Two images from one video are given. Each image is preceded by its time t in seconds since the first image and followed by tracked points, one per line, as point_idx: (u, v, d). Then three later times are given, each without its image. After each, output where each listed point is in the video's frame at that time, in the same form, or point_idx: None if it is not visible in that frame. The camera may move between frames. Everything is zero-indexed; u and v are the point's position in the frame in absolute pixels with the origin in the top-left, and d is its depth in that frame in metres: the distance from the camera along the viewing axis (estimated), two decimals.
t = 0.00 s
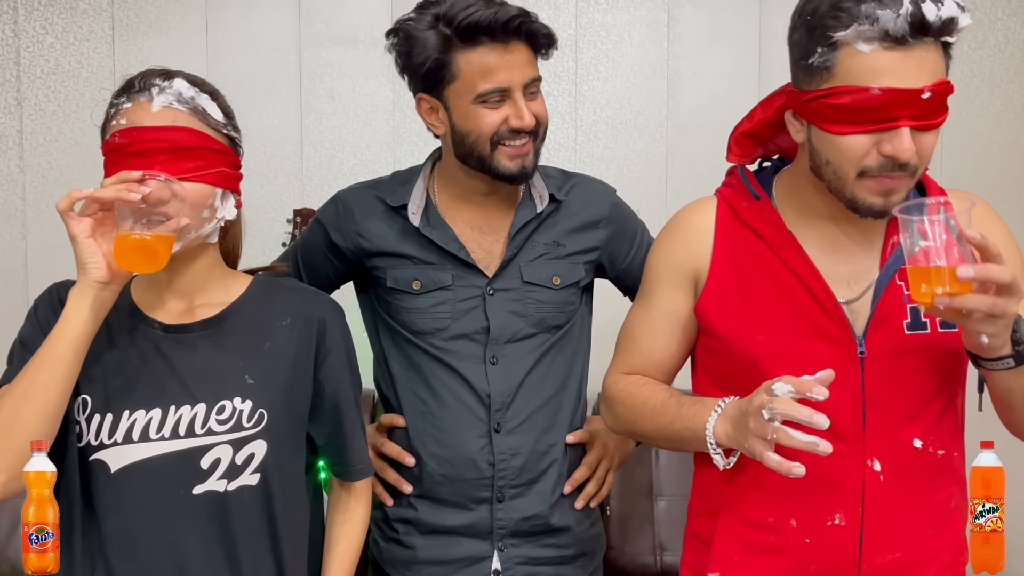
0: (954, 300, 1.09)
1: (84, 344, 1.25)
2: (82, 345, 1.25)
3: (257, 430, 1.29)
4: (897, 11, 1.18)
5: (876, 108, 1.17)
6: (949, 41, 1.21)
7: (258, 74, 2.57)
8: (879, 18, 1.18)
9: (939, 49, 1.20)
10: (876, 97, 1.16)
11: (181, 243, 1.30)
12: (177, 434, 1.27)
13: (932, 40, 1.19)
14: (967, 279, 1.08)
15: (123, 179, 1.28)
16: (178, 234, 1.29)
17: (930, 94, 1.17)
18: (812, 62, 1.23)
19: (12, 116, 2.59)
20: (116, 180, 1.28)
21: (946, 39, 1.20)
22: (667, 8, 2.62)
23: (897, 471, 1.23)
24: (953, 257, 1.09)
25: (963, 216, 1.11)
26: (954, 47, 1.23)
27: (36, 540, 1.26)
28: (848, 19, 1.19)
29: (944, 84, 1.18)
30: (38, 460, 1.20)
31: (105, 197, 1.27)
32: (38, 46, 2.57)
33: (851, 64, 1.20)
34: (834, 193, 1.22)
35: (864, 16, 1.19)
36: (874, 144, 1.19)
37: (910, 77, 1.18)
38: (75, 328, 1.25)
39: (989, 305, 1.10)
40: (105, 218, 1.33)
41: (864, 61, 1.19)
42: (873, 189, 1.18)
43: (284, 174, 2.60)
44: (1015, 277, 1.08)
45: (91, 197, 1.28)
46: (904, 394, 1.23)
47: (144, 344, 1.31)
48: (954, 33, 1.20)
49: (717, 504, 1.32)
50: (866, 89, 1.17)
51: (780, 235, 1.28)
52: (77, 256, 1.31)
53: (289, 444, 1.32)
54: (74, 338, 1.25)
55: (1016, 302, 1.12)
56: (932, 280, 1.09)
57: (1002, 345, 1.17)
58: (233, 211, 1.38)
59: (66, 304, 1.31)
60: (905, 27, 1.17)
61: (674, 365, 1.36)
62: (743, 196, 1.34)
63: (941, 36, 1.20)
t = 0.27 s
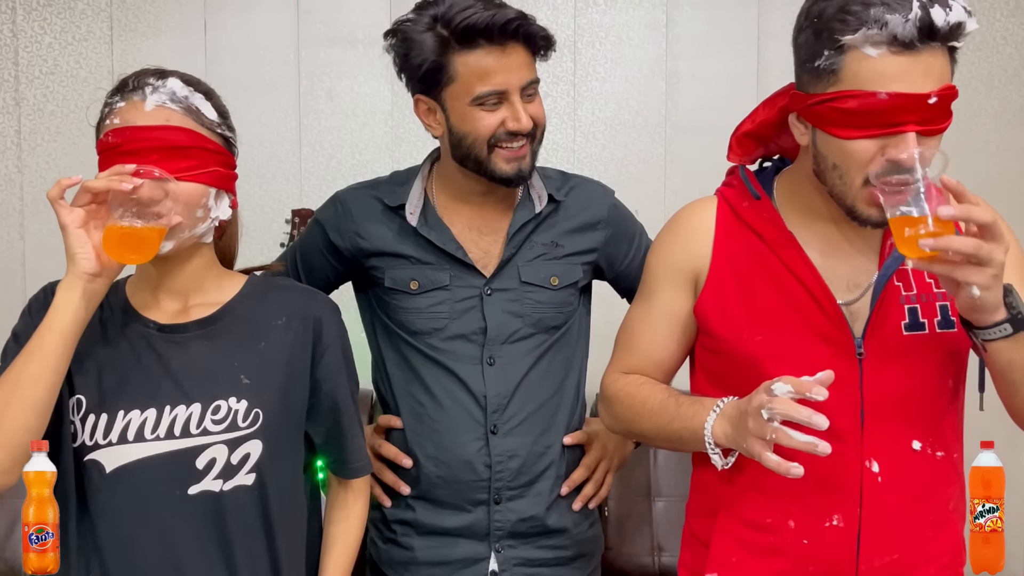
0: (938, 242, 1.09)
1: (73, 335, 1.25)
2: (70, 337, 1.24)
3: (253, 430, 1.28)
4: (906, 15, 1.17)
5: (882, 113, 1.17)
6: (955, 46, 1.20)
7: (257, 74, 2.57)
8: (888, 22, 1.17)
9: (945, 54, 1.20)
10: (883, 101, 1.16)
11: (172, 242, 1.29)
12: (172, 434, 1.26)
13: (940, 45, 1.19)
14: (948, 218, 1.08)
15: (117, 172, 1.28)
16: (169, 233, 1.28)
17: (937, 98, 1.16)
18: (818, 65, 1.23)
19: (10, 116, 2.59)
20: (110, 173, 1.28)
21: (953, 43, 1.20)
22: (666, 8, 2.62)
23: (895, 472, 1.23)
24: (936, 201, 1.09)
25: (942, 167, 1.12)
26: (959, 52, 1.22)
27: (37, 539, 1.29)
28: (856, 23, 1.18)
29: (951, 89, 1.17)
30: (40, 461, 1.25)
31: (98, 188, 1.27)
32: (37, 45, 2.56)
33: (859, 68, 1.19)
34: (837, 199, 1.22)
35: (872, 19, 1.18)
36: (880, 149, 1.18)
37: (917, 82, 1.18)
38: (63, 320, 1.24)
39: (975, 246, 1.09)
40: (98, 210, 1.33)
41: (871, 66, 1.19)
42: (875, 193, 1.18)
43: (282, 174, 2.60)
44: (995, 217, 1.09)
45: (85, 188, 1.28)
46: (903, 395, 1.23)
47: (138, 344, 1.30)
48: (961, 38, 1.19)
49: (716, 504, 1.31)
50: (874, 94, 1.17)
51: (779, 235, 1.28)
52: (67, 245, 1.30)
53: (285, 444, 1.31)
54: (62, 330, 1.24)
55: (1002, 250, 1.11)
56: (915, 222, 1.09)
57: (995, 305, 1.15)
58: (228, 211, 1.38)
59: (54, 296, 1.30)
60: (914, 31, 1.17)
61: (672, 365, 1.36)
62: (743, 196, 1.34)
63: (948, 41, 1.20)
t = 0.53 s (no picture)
0: (936, 215, 1.10)
1: (73, 334, 1.25)
2: (69, 336, 1.24)
3: (251, 431, 1.28)
4: (900, 13, 1.17)
5: (877, 110, 1.16)
6: (951, 44, 1.20)
7: (257, 75, 2.57)
8: (881, 20, 1.17)
9: (941, 52, 1.20)
10: (878, 99, 1.16)
11: (171, 241, 1.29)
12: (171, 435, 1.26)
13: (935, 43, 1.18)
14: (942, 191, 1.09)
15: (116, 171, 1.28)
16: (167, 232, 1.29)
17: (932, 96, 1.16)
18: (814, 64, 1.23)
19: (9, 116, 2.59)
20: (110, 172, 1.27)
21: (948, 42, 1.19)
22: (665, 9, 2.62)
23: (894, 473, 1.22)
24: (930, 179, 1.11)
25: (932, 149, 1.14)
26: (955, 50, 1.22)
27: (37, 539, 1.28)
28: (850, 21, 1.19)
29: (947, 87, 1.17)
30: (39, 460, 1.25)
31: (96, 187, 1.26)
32: (37, 46, 2.56)
33: (853, 66, 1.19)
34: (833, 196, 1.22)
35: (867, 18, 1.19)
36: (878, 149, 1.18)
37: (913, 79, 1.17)
38: (63, 318, 1.24)
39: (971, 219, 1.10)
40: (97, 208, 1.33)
41: (865, 63, 1.19)
42: (868, 192, 1.18)
43: (282, 175, 2.60)
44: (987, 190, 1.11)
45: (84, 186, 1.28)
46: (901, 394, 1.23)
47: (137, 344, 1.30)
48: (957, 36, 1.19)
49: (716, 505, 1.31)
50: (868, 91, 1.17)
51: (780, 235, 1.28)
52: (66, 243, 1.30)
53: (284, 445, 1.31)
54: (61, 329, 1.24)
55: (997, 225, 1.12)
56: (909, 198, 1.10)
57: (997, 287, 1.15)
58: (227, 211, 1.39)
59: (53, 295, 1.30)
60: (908, 29, 1.17)
61: (672, 365, 1.36)
62: (744, 196, 1.34)
63: (944, 39, 1.19)
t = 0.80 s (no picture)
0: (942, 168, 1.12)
1: (76, 335, 1.25)
2: (73, 338, 1.24)
3: (252, 432, 1.28)
4: None
5: (869, 91, 1.19)
6: (939, 29, 1.22)
7: (257, 76, 2.57)
8: (868, 2, 1.20)
9: (929, 35, 1.22)
10: (869, 79, 1.19)
11: (173, 241, 1.29)
12: (172, 436, 1.26)
13: (922, 25, 1.21)
14: (945, 145, 1.13)
15: (118, 171, 1.27)
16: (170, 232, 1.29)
17: (922, 77, 1.19)
18: (806, 52, 1.26)
19: (10, 118, 2.59)
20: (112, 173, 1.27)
21: (936, 25, 1.21)
22: (665, 11, 2.62)
23: (894, 472, 1.23)
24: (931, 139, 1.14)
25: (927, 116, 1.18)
26: (944, 36, 1.24)
27: (38, 539, 1.26)
28: (839, 5, 1.21)
29: (937, 69, 1.20)
30: (39, 460, 1.23)
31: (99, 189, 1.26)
32: (37, 47, 2.57)
33: (843, 49, 1.22)
34: (830, 183, 1.22)
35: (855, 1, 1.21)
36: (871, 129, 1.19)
37: (903, 61, 1.20)
38: (67, 318, 1.24)
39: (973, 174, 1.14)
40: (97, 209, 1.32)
41: (855, 46, 1.21)
42: (868, 173, 1.18)
43: (282, 176, 2.60)
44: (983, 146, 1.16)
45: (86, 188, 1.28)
46: (902, 394, 1.23)
47: (137, 346, 1.30)
48: (943, 20, 1.21)
49: (716, 505, 1.31)
50: (860, 72, 1.19)
51: (781, 234, 1.28)
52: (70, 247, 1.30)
53: (285, 446, 1.32)
54: (64, 329, 1.24)
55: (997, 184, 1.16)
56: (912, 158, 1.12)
57: (1006, 248, 1.17)
58: (227, 212, 1.39)
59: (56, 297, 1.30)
60: (895, 10, 1.19)
61: (672, 366, 1.36)
62: (744, 197, 1.34)
63: (932, 23, 1.22)
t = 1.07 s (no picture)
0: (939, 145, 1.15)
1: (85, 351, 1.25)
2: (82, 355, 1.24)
3: (251, 436, 1.28)
4: None
5: (862, 79, 1.20)
6: (928, 21, 1.24)
7: (257, 79, 2.57)
8: None
9: (918, 26, 1.23)
10: (862, 67, 1.20)
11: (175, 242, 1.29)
12: (171, 440, 1.26)
13: (911, 17, 1.23)
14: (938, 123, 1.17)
15: (113, 194, 1.28)
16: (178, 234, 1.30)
17: (914, 65, 1.21)
18: (798, 47, 1.27)
19: (9, 120, 2.59)
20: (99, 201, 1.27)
21: (925, 17, 1.23)
22: (665, 14, 2.63)
23: (892, 472, 1.22)
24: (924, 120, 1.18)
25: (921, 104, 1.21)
26: (933, 28, 1.26)
27: (37, 539, 1.20)
28: None
29: (927, 59, 1.22)
30: (38, 459, 1.18)
31: (95, 219, 1.25)
32: (36, 50, 2.56)
33: (835, 40, 1.23)
34: (827, 175, 1.22)
35: None
36: (865, 118, 1.20)
37: (895, 49, 1.22)
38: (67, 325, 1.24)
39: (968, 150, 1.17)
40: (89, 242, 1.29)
41: (847, 36, 1.23)
42: (866, 162, 1.18)
43: (281, 179, 2.60)
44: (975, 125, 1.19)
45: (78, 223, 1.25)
46: (903, 395, 1.23)
47: (136, 351, 1.30)
48: (932, 11, 1.23)
49: (715, 508, 1.31)
50: (852, 61, 1.21)
51: (779, 234, 1.28)
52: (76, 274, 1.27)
53: (283, 450, 1.31)
54: (72, 348, 1.24)
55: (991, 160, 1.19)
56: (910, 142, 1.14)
57: (1004, 227, 1.20)
58: (227, 215, 1.39)
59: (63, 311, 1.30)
60: None
61: (671, 368, 1.36)
62: (742, 198, 1.34)
63: (920, 15, 1.23)
